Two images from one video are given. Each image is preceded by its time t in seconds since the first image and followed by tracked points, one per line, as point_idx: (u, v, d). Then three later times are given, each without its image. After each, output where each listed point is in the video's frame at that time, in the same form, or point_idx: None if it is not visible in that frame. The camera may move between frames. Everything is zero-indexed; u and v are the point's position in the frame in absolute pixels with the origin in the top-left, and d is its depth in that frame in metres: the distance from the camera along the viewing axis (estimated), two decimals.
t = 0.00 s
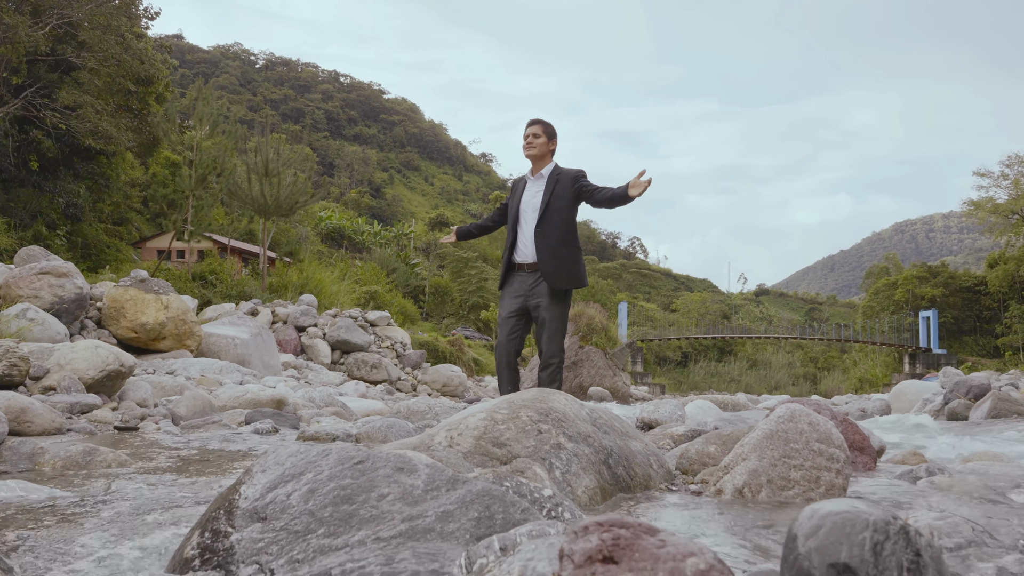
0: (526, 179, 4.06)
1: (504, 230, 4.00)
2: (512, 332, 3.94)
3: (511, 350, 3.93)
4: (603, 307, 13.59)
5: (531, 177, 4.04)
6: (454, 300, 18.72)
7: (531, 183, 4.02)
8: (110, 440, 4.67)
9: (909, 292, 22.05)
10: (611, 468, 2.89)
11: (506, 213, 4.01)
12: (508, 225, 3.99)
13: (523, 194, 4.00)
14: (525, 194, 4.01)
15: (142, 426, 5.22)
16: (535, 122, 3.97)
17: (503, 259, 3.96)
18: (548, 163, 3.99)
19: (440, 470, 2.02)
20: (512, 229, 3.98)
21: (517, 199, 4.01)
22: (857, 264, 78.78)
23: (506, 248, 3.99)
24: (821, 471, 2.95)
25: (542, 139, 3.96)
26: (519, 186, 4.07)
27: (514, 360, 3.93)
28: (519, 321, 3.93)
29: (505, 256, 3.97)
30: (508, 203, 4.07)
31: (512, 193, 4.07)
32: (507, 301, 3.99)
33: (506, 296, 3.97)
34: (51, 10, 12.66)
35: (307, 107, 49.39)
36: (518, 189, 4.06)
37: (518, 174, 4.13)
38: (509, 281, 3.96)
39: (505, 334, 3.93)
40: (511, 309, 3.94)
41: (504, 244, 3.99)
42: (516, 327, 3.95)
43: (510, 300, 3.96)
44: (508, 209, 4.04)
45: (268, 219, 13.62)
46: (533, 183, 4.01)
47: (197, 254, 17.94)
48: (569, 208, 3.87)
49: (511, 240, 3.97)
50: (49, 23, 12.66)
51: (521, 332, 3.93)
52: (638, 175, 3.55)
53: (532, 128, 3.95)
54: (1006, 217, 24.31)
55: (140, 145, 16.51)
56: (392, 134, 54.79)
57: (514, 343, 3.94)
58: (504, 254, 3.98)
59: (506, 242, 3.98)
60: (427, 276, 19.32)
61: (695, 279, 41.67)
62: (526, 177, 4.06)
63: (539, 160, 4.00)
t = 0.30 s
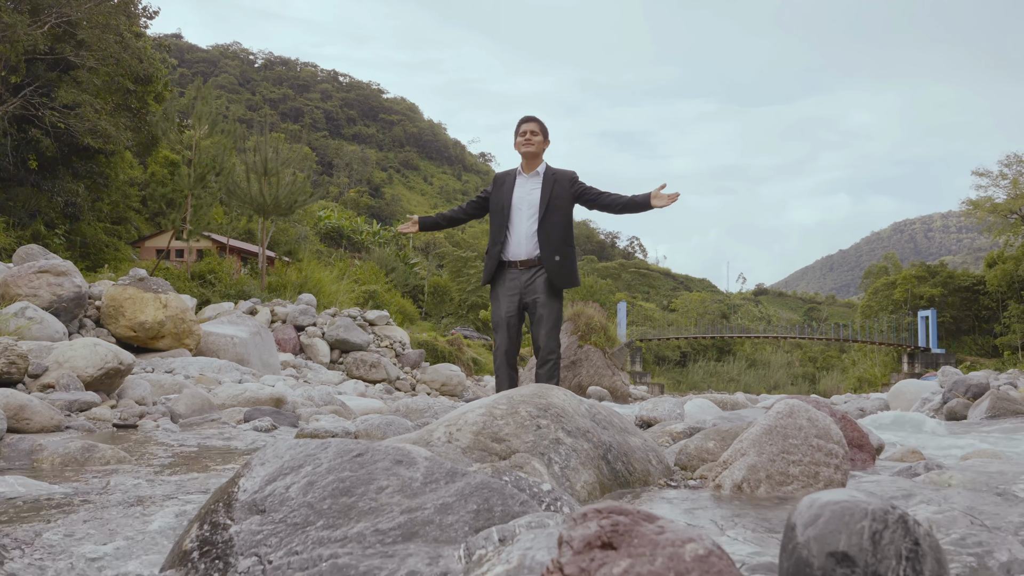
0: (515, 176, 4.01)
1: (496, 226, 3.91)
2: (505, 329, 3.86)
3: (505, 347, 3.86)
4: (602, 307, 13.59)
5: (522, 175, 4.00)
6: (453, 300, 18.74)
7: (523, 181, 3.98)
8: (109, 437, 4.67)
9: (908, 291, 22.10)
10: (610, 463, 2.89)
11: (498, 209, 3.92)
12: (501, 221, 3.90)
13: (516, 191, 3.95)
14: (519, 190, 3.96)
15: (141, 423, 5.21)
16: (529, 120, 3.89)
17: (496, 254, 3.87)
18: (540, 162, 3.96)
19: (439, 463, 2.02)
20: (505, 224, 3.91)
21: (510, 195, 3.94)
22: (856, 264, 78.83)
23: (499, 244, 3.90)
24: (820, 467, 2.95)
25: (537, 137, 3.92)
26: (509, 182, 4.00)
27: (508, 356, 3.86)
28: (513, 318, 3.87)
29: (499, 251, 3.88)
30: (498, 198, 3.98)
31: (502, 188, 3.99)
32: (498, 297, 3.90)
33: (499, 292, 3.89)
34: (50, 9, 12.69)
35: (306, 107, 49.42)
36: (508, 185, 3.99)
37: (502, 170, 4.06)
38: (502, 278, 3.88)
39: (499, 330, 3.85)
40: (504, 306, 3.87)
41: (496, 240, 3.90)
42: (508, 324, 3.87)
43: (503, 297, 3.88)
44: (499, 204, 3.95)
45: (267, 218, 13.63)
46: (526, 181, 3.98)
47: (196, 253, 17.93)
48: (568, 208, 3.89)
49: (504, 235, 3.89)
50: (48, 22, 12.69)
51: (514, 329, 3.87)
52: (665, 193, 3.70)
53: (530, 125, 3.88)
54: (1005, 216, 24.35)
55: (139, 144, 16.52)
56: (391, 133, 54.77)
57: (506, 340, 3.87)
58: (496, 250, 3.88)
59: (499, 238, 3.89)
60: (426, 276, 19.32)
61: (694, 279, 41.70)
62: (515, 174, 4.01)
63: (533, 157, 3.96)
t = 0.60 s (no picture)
0: (507, 175, 3.87)
1: (493, 225, 3.76)
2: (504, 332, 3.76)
3: (504, 349, 3.76)
4: (603, 307, 13.59)
5: (515, 174, 3.87)
6: (454, 300, 18.74)
7: (516, 181, 3.87)
8: (110, 436, 4.67)
9: (909, 291, 22.10)
10: (611, 461, 2.89)
11: (494, 207, 3.76)
12: (498, 219, 3.75)
13: (511, 189, 3.83)
14: (514, 189, 3.84)
15: (142, 423, 5.21)
16: (523, 121, 3.78)
17: (496, 255, 3.73)
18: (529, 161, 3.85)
19: (440, 459, 2.02)
20: (503, 225, 3.76)
21: (505, 195, 3.80)
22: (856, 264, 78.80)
23: (497, 243, 3.75)
24: (820, 464, 2.96)
25: (532, 138, 3.83)
26: (500, 180, 3.86)
27: (507, 359, 3.76)
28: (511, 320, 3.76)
29: (499, 252, 3.73)
30: (491, 196, 3.81)
31: (494, 186, 3.83)
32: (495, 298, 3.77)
33: (497, 294, 3.76)
34: (51, 9, 12.73)
35: (307, 108, 49.48)
36: (501, 183, 3.84)
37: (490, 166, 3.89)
38: (501, 279, 3.76)
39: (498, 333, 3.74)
40: (504, 307, 3.75)
41: (494, 240, 3.74)
42: (506, 326, 3.77)
43: (501, 298, 3.76)
44: (494, 203, 3.79)
45: (268, 219, 13.63)
46: (521, 182, 3.86)
47: (197, 253, 17.95)
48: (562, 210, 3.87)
49: (503, 234, 3.75)
50: (49, 22, 12.72)
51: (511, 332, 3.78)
52: (655, 217, 3.76)
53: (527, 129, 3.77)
54: (1006, 216, 24.34)
55: (140, 144, 16.54)
56: (391, 133, 54.77)
57: (504, 342, 3.77)
58: (495, 250, 3.74)
59: (498, 238, 3.75)
60: (427, 276, 19.32)
61: (695, 279, 41.70)
62: (507, 172, 3.88)
63: (526, 158, 3.84)
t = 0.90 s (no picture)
0: (509, 170, 3.86)
1: (500, 220, 3.73)
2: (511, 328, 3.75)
3: (511, 346, 3.74)
4: (604, 306, 13.57)
5: (516, 169, 3.86)
6: (455, 299, 18.73)
7: (518, 175, 3.85)
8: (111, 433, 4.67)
9: (910, 291, 22.11)
10: (612, 457, 2.89)
11: (501, 202, 3.74)
12: (505, 215, 3.73)
13: (515, 185, 3.81)
14: (518, 185, 3.81)
15: (142, 420, 5.21)
16: (523, 117, 3.80)
17: (505, 251, 3.70)
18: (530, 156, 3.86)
19: (441, 453, 2.02)
20: (510, 221, 3.74)
21: (510, 190, 3.78)
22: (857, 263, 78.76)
23: (505, 239, 3.72)
24: (821, 461, 2.97)
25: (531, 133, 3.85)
26: (502, 175, 3.83)
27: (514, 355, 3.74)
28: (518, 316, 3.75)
29: (507, 249, 3.70)
30: (495, 191, 3.77)
31: (498, 181, 3.80)
32: (502, 295, 3.75)
33: (505, 291, 3.74)
34: (52, 8, 12.76)
35: (308, 107, 49.49)
36: (505, 178, 3.81)
37: (491, 162, 3.86)
38: (508, 275, 3.73)
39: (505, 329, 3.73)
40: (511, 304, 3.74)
41: (502, 236, 3.72)
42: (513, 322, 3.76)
43: (508, 295, 3.74)
44: (499, 198, 3.76)
45: (269, 218, 13.63)
46: (524, 176, 3.85)
47: (197, 253, 17.94)
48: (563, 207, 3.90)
49: (510, 231, 3.72)
50: (50, 21, 12.74)
51: (517, 329, 3.77)
52: (644, 217, 3.76)
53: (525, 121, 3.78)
54: (1007, 216, 24.33)
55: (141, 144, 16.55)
56: (392, 133, 54.75)
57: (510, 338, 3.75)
58: (503, 246, 3.71)
59: (506, 234, 3.72)
60: (428, 276, 19.31)
61: (695, 278, 41.66)
62: (509, 168, 3.85)
63: (525, 153, 3.84)
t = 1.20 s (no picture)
0: (506, 173, 3.85)
1: (497, 224, 3.73)
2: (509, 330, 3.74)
3: (509, 348, 3.74)
4: (604, 307, 13.56)
5: (513, 173, 3.85)
6: (455, 300, 18.70)
7: (516, 179, 3.84)
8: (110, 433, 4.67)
9: (911, 291, 22.10)
10: (610, 457, 2.89)
11: (499, 206, 3.74)
12: (503, 218, 3.73)
13: (512, 187, 3.81)
14: (515, 187, 3.81)
15: (142, 421, 5.22)
16: (518, 119, 3.79)
17: (503, 254, 3.71)
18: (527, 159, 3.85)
19: (439, 453, 2.03)
20: (507, 224, 3.74)
21: (507, 193, 3.78)
22: (858, 264, 78.71)
23: (503, 243, 3.72)
24: (820, 461, 2.98)
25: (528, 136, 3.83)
26: (499, 178, 3.83)
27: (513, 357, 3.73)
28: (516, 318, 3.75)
29: (504, 251, 3.71)
30: (493, 195, 3.78)
31: (495, 184, 3.80)
32: (500, 297, 3.75)
33: (503, 294, 3.74)
34: (52, 8, 12.78)
35: (308, 107, 49.46)
36: (503, 181, 3.81)
37: (489, 166, 3.86)
38: (507, 278, 3.73)
39: (503, 331, 3.73)
40: (510, 306, 3.73)
41: (500, 239, 3.72)
42: (512, 324, 3.75)
43: (506, 297, 3.74)
44: (497, 201, 3.75)
45: (269, 218, 13.63)
46: (520, 180, 3.84)
47: (198, 253, 17.93)
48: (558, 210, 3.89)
49: (507, 234, 3.73)
50: (50, 22, 12.76)
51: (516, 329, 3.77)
52: (645, 208, 3.75)
53: (520, 125, 3.77)
54: (1007, 216, 24.32)
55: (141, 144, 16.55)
56: (392, 133, 54.78)
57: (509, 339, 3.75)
58: (501, 249, 3.71)
59: (503, 237, 3.72)
60: (428, 276, 19.30)
61: (696, 279, 41.63)
62: (506, 171, 3.85)
63: (521, 156, 3.83)
